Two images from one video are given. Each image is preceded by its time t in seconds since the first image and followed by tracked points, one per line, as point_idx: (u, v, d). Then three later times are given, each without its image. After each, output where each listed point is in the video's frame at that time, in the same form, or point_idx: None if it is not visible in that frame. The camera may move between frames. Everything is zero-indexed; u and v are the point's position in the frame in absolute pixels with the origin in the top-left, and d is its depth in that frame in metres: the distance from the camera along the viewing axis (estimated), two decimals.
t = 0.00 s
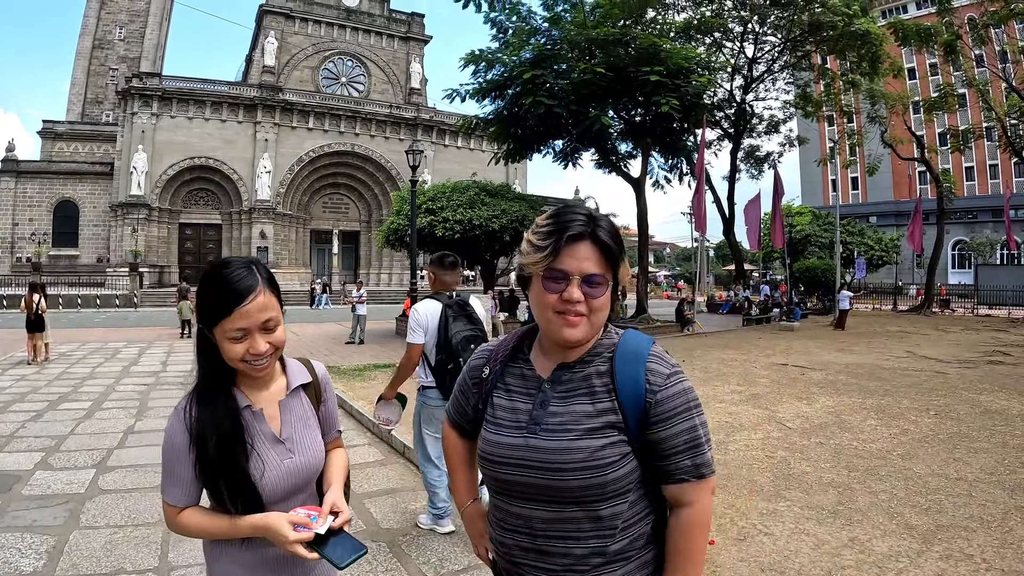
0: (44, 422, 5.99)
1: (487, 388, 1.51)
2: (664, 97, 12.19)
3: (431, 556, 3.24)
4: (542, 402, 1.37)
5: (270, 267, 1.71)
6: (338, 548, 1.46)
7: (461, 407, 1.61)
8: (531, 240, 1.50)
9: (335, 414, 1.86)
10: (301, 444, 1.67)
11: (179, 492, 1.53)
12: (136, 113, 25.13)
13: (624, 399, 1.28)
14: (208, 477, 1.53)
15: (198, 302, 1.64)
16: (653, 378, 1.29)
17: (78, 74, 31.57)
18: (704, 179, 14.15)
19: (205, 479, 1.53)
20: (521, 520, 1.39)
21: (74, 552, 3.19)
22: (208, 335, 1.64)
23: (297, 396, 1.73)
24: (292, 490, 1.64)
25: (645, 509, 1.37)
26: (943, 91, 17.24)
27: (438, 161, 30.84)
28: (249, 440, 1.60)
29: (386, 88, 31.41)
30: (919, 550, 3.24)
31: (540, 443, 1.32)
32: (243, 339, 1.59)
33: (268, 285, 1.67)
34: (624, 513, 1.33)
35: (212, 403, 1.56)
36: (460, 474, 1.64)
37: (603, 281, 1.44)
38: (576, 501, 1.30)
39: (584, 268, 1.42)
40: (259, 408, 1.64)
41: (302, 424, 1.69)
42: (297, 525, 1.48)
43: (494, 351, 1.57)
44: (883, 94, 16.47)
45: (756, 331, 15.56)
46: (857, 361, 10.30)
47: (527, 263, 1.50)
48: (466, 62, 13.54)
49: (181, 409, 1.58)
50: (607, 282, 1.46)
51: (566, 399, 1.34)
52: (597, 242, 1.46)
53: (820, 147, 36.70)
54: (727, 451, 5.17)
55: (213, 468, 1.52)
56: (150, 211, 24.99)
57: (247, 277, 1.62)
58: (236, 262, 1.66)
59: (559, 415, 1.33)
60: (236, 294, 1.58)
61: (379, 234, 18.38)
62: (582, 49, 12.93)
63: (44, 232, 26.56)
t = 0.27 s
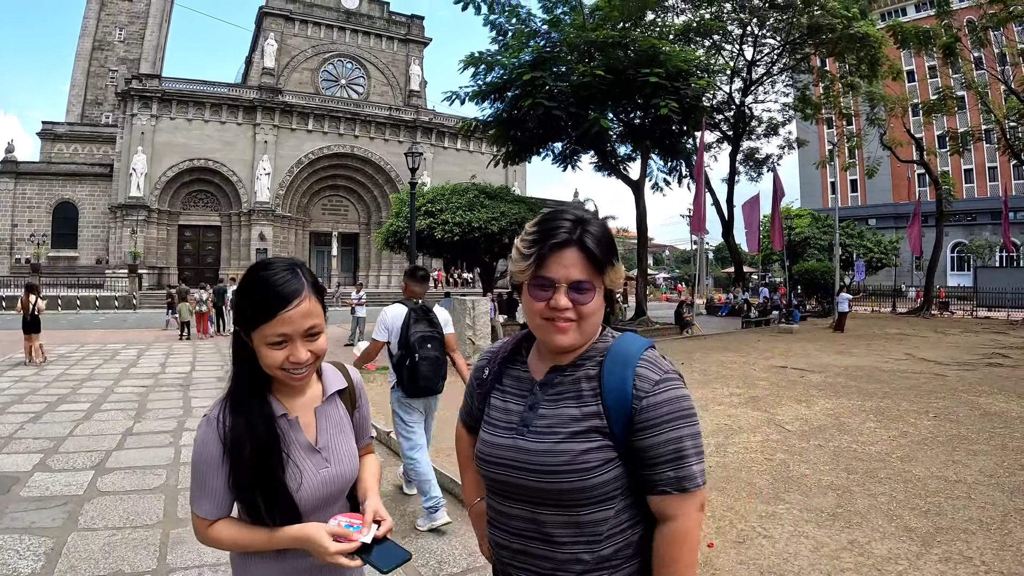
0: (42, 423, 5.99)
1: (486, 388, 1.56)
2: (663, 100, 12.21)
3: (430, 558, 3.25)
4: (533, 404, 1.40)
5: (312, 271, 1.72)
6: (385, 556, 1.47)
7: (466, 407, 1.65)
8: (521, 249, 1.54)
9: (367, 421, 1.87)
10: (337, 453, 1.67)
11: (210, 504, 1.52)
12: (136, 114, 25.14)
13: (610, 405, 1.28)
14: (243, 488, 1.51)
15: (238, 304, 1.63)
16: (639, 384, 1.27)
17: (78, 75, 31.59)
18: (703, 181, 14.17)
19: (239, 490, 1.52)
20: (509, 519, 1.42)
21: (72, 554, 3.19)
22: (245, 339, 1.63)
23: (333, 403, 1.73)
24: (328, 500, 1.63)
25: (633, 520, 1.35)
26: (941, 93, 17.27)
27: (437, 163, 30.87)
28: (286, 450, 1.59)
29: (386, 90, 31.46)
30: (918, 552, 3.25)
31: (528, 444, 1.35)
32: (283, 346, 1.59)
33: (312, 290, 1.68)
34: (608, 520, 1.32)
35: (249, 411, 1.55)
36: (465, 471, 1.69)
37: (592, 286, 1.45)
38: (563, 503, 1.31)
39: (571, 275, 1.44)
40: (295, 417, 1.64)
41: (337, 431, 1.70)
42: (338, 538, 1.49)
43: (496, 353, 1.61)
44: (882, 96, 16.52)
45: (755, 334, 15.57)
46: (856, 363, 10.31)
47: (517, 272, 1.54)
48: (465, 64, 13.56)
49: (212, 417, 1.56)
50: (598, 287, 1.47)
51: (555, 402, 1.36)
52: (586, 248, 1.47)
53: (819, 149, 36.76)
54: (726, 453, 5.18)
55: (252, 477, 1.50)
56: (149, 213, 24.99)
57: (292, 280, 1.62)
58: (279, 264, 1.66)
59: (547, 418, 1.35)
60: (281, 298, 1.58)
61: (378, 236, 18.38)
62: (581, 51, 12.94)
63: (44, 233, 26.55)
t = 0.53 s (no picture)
0: (40, 424, 5.97)
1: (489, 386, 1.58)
2: (663, 102, 12.22)
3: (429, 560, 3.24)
4: (533, 403, 1.41)
5: (334, 269, 1.72)
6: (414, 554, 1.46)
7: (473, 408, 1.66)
8: (516, 252, 1.55)
9: (387, 421, 1.89)
10: (360, 454, 1.67)
11: (231, 509, 1.51)
12: (135, 115, 25.15)
13: (608, 406, 1.29)
14: (264, 490, 1.51)
15: (258, 304, 1.64)
16: (637, 383, 1.28)
17: (78, 76, 31.60)
18: (702, 183, 14.18)
19: (261, 493, 1.52)
20: (507, 520, 1.43)
21: (70, 555, 3.19)
22: (266, 340, 1.64)
23: (354, 402, 1.74)
24: (351, 502, 1.62)
25: (631, 524, 1.35)
26: (941, 95, 17.29)
27: (437, 165, 30.91)
28: (309, 450, 1.58)
29: (385, 91, 31.48)
30: (918, 554, 3.26)
31: (526, 443, 1.35)
32: (305, 345, 1.60)
33: (334, 288, 1.68)
34: (604, 521, 1.32)
35: (271, 413, 1.55)
36: (471, 471, 1.70)
37: (587, 287, 1.46)
38: (557, 502, 1.32)
39: (564, 276, 1.45)
40: (316, 417, 1.64)
41: (359, 430, 1.70)
42: (362, 536, 1.48)
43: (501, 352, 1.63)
44: (881, 98, 16.54)
45: (754, 335, 15.57)
46: (855, 365, 10.32)
47: (514, 275, 1.56)
48: (465, 65, 13.58)
49: (232, 418, 1.56)
50: (593, 287, 1.47)
51: (554, 401, 1.37)
52: (578, 248, 1.47)
53: (818, 151, 36.82)
54: (725, 455, 5.19)
55: (274, 479, 1.50)
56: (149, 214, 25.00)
57: (312, 279, 1.63)
58: (300, 263, 1.66)
59: (546, 418, 1.36)
60: (302, 298, 1.58)
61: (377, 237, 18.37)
62: (580, 53, 12.94)
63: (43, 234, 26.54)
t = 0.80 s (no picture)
0: (40, 425, 5.97)
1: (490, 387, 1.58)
2: (663, 103, 12.22)
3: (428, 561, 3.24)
4: (535, 403, 1.41)
5: (352, 269, 1.73)
6: (431, 557, 1.46)
7: (474, 409, 1.66)
8: (516, 252, 1.55)
9: (406, 424, 1.89)
10: (375, 456, 1.67)
11: (246, 510, 1.51)
12: (135, 116, 25.15)
13: (611, 406, 1.28)
14: (280, 490, 1.51)
15: (276, 303, 1.64)
16: (639, 382, 1.28)
17: (78, 76, 31.61)
18: (701, 185, 14.18)
19: (276, 494, 1.52)
20: (508, 519, 1.43)
21: (69, 556, 3.19)
22: (282, 339, 1.64)
23: (371, 404, 1.74)
24: (367, 505, 1.62)
25: (632, 525, 1.35)
26: (940, 97, 17.30)
27: (436, 166, 30.93)
28: (324, 452, 1.58)
29: (385, 93, 31.51)
30: (917, 555, 3.26)
31: (527, 443, 1.35)
32: (321, 345, 1.60)
33: (352, 288, 1.68)
34: (605, 521, 1.31)
35: (288, 413, 1.55)
36: (470, 473, 1.70)
37: (588, 287, 1.46)
38: (556, 501, 1.32)
39: (566, 276, 1.45)
40: (333, 418, 1.64)
41: (377, 432, 1.70)
42: (377, 538, 1.47)
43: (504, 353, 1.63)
44: (880, 100, 16.55)
45: (754, 337, 15.57)
46: (854, 366, 10.32)
47: (514, 275, 1.56)
48: (464, 67, 13.60)
49: (248, 418, 1.57)
50: (594, 287, 1.47)
51: (555, 400, 1.37)
52: (579, 247, 1.48)
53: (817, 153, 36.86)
54: (725, 456, 5.19)
55: (291, 480, 1.50)
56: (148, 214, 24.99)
57: (331, 278, 1.62)
58: (319, 262, 1.67)
59: (547, 417, 1.36)
60: (320, 297, 1.58)
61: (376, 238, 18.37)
62: (580, 54, 12.94)
63: (42, 235, 26.53)
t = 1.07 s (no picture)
0: (38, 426, 5.96)
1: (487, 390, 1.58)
2: (662, 105, 12.23)
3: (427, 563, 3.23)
4: (534, 406, 1.41)
5: (361, 269, 1.72)
6: (429, 559, 1.44)
7: (470, 413, 1.65)
8: (515, 253, 1.55)
9: (416, 427, 1.87)
10: (379, 456, 1.66)
11: (246, 504, 1.52)
12: (134, 117, 25.14)
13: (612, 409, 1.29)
14: (280, 486, 1.51)
15: (285, 299, 1.64)
16: (640, 385, 1.28)
17: (77, 77, 31.60)
18: (701, 186, 14.20)
19: (277, 489, 1.52)
20: (508, 523, 1.42)
21: (67, 557, 3.18)
22: (290, 335, 1.65)
23: (379, 404, 1.73)
24: (368, 504, 1.61)
25: (636, 523, 1.35)
26: (939, 99, 17.33)
27: (436, 168, 30.96)
28: (326, 449, 1.59)
29: (384, 94, 31.52)
30: (916, 556, 3.26)
31: (526, 447, 1.35)
32: (327, 342, 1.59)
33: (359, 288, 1.68)
34: (609, 522, 1.32)
35: (291, 410, 1.56)
36: (467, 475, 1.69)
37: (587, 288, 1.46)
38: (558, 504, 1.32)
39: (565, 278, 1.45)
40: (337, 416, 1.64)
41: (383, 432, 1.69)
42: (371, 539, 1.46)
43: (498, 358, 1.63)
44: (879, 102, 16.58)
45: (753, 339, 15.57)
46: (853, 368, 10.32)
47: (513, 277, 1.55)
48: (464, 69, 13.61)
49: (252, 413, 1.58)
50: (592, 288, 1.48)
51: (555, 404, 1.37)
52: (578, 250, 1.48)
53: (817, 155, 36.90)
54: (725, 458, 5.19)
55: (291, 477, 1.51)
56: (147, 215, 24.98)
57: (338, 277, 1.63)
58: (328, 260, 1.67)
59: (547, 420, 1.36)
60: (327, 295, 1.58)
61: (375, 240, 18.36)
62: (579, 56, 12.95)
63: (42, 236, 26.50)
